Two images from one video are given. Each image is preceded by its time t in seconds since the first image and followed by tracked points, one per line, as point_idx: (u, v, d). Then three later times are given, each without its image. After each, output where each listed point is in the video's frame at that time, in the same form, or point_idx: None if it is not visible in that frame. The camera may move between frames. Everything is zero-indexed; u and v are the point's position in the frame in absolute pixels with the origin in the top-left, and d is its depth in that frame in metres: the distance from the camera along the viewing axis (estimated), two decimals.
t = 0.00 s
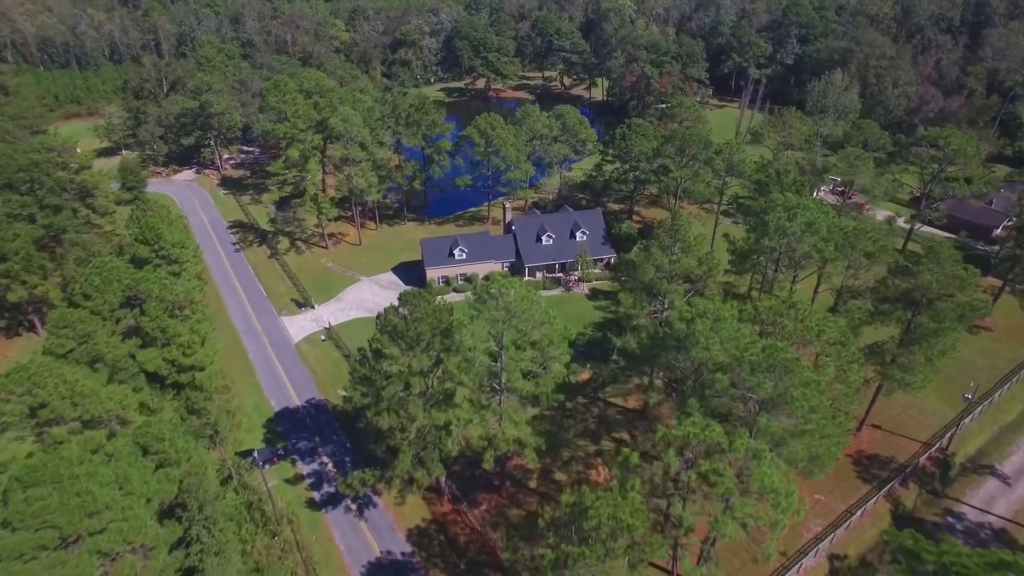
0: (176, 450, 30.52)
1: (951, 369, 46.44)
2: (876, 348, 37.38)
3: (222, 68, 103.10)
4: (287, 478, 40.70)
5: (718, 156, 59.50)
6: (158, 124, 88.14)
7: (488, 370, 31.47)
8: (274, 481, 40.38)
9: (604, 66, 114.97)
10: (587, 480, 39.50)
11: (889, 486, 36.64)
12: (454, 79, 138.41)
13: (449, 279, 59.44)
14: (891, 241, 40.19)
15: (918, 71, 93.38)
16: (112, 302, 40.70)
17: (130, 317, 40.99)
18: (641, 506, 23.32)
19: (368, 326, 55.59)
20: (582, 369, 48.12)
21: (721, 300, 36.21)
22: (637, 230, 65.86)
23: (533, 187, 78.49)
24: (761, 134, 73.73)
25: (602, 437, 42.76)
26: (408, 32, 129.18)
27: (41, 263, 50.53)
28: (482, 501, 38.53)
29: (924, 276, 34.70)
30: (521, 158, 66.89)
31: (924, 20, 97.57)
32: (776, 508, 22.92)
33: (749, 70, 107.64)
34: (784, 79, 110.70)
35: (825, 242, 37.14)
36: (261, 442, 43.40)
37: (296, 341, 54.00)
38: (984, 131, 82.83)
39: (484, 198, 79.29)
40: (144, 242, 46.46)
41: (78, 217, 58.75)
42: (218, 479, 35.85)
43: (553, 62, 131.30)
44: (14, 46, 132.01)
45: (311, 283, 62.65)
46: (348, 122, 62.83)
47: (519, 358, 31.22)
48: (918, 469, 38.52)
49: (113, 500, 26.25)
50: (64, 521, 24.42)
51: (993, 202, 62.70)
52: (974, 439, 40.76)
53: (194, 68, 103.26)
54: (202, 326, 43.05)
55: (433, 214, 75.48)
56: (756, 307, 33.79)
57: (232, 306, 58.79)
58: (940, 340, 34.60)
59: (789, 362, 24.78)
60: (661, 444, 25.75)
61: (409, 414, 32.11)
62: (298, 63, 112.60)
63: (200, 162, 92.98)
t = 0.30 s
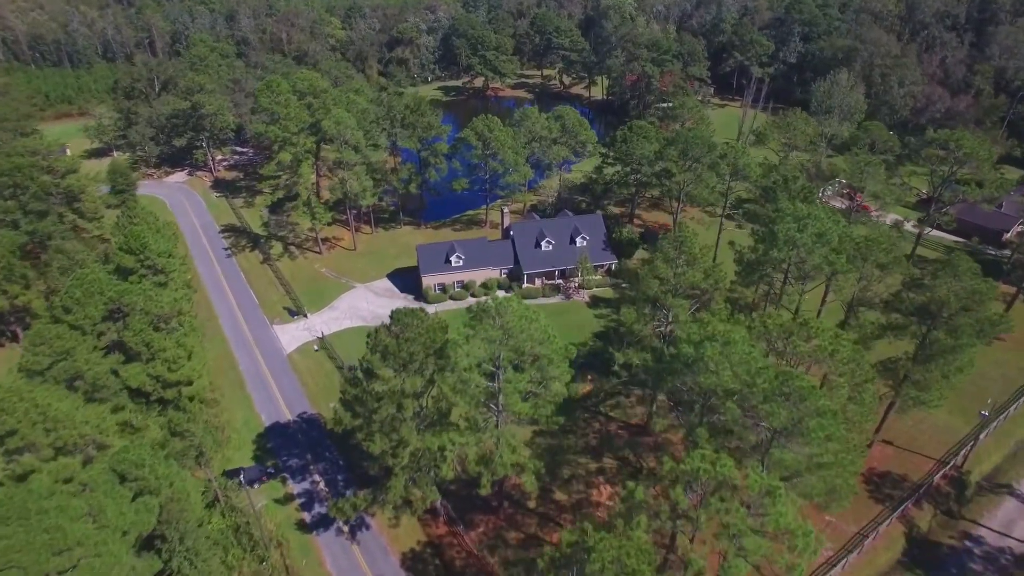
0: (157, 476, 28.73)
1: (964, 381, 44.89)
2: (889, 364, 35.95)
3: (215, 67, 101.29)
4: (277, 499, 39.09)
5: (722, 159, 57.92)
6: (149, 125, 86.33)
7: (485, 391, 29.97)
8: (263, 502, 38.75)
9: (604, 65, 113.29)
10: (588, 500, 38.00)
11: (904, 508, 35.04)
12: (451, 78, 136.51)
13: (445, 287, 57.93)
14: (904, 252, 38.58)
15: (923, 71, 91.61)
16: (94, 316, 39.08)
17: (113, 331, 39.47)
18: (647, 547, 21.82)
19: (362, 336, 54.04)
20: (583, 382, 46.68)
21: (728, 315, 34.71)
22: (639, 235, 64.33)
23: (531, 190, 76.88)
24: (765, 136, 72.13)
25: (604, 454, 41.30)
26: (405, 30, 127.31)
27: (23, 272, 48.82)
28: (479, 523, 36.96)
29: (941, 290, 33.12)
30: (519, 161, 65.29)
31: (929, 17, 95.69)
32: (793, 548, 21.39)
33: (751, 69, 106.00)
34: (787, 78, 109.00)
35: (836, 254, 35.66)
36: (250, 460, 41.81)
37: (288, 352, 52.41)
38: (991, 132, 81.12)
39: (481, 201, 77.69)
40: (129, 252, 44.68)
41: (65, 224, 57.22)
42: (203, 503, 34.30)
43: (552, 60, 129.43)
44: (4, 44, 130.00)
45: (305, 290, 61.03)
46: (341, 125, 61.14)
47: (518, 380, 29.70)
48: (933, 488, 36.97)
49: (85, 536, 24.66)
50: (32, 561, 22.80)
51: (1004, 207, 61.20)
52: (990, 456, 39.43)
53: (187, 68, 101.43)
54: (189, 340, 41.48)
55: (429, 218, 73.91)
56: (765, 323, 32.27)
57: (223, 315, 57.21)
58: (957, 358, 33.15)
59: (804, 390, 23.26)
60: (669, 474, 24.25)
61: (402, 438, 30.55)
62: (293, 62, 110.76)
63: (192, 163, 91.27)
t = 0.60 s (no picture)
0: (134, 504, 27.10)
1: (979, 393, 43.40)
2: (903, 380, 34.47)
3: (208, 64, 99.37)
4: (266, 518, 37.53)
5: (727, 161, 56.27)
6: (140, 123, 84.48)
7: (482, 412, 28.45)
8: (252, 522, 37.20)
9: (604, 61, 111.34)
10: (590, 520, 36.50)
11: (920, 530, 33.53)
12: (449, 74, 134.46)
13: (442, 293, 56.26)
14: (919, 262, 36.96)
15: (930, 67, 89.68)
16: (74, 328, 37.51)
17: (95, 344, 37.95)
18: None
19: (356, 344, 52.47)
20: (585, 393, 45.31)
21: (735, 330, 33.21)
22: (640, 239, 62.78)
23: (531, 191, 75.25)
24: (770, 136, 70.41)
25: (606, 470, 39.83)
26: (402, 25, 125.08)
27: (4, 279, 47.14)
28: (476, 544, 35.46)
29: (961, 305, 31.46)
30: (518, 163, 63.59)
31: (935, 12, 93.69)
32: None
33: (754, 65, 104.11)
34: (790, 74, 107.10)
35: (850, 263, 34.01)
36: (239, 477, 40.28)
37: (279, 361, 50.85)
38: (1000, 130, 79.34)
39: (480, 202, 76.05)
40: (112, 259, 42.99)
41: (50, 227, 55.54)
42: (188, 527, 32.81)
43: (552, 56, 127.45)
44: None
45: (298, 296, 59.40)
46: (335, 126, 59.49)
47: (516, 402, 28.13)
48: (948, 508, 35.55)
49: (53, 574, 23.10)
50: None
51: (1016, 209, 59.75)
52: (1008, 474, 38.06)
53: (179, 64, 99.47)
54: (175, 352, 39.95)
55: (425, 219, 72.36)
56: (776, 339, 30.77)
57: (214, 322, 55.63)
58: (977, 376, 31.51)
59: (822, 420, 21.87)
60: (676, 508, 22.85)
61: (395, 462, 28.99)
62: (288, 59, 108.75)
63: (185, 162, 89.48)
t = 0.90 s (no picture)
0: (109, 536, 25.51)
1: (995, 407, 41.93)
2: (920, 398, 32.89)
3: (201, 60, 97.37)
4: (255, 539, 36.05)
5: (733, 163, 54.52)
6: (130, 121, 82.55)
7: (479, 438, 26.86)
8: (240, 543, 35.71)
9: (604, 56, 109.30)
10: (593, 541, 34.87)
11: (938, 554, 31.96)
12: (447, 69, 132.30)
13: (439, 298, 54.67)
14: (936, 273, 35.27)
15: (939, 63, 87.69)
16: (53, 341, 35.64)
17: (75, 358, 36.17)
18: None
19: (350, 352, 50.90)
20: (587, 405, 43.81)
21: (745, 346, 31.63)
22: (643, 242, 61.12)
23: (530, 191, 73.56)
24: (776, 135, 68.55)
25: (608, 487, 38.31)
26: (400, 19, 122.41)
27: None
28: (473, 568, 33.95)
29: (984, 321, 29.68)
30: (517, 163, 61.85)
31: (943, 5, 91.58)
32: None
33: (758, 61, 102.07)
34: (795, 69, 105.03)
35: (866, 276, 32.33)
36: (228, 495, 38.81)
37: (271, 370, 49.28)
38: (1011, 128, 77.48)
39: (478, 202, 74.33)
40: (95, 268, 41.35)
41: (34, 231, 53.85)
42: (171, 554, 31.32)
43: (552, 51, 125.28)
44: None
45: (291, 301, 57.78)
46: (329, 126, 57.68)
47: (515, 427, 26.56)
48: (966, 530, 34.04)
49: None
50: None
51: None
52: None
53: (172, 60, 97.40)
54: (159, 367, 38.40)
55: (422, 221, 70.71)
56: (789, 359, 29.16)
57: (204, 329, 54.06)
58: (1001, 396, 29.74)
59: (845, 457, 20.26)
60: (686, 549, 21.30)
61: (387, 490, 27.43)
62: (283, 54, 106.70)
63: (177, 160, 87.63)
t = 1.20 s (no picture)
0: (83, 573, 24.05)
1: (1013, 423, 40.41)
2: (939, 418, 31.32)
3: (193, 55, 95.23)
4: (243, 564, 34.53)
5: (740, 165, 52.73)
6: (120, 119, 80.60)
7: (475, 469, 25.29)
8: (227, 568, 34.20)
9: (605, 51, 107.13)
10: (595, 566, 33.42)
11: None
12: (446, 63, 129.98)
13: (436, 305, 53.06)
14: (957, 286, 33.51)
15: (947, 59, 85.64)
16: (28, 359, 33.79)
17: (52, 375, 34.55)
18: None
19: (344, 362, 49.34)
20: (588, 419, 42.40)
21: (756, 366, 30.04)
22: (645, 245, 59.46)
23: (530, 191, 71.86)
24: (782, 135, 66.62)
25: (611, 506, 36.86)
26: (397, 12, 120.09)
27: None
28: None
29: (1011, 340, 27.76)
30: (517, 164, 60.03)
31: None
32: None
33: (762, 56, 99.97)
34: (799, 64, 102.94)
35: (884, 291, 30.64)
36: (216, 515, 37.28)
37: (262, 380, 47.67)
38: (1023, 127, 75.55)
39: (476, 202, 72.61)
40: (76, 278, 39.61)
41: (17, 235, 52.19)
42: None
43: (551, 46, 123.05)
44: None
45: (283, 307, 56.13)
46: (321, 126, 55.81)
47: (513, 457, 25.06)
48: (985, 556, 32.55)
49: None
50: None
51: None
52: None
53: (163, 55, 95.28)
54: (141, 383, 36.76)
55: (419, 222, 69.02)
56: (804, 381, 27.54)
57: (194, 336, 52.39)
58: None
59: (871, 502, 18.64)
60: None
61: (378, 522, 25.92)
62: (277, 49, 104.52)
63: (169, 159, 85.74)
